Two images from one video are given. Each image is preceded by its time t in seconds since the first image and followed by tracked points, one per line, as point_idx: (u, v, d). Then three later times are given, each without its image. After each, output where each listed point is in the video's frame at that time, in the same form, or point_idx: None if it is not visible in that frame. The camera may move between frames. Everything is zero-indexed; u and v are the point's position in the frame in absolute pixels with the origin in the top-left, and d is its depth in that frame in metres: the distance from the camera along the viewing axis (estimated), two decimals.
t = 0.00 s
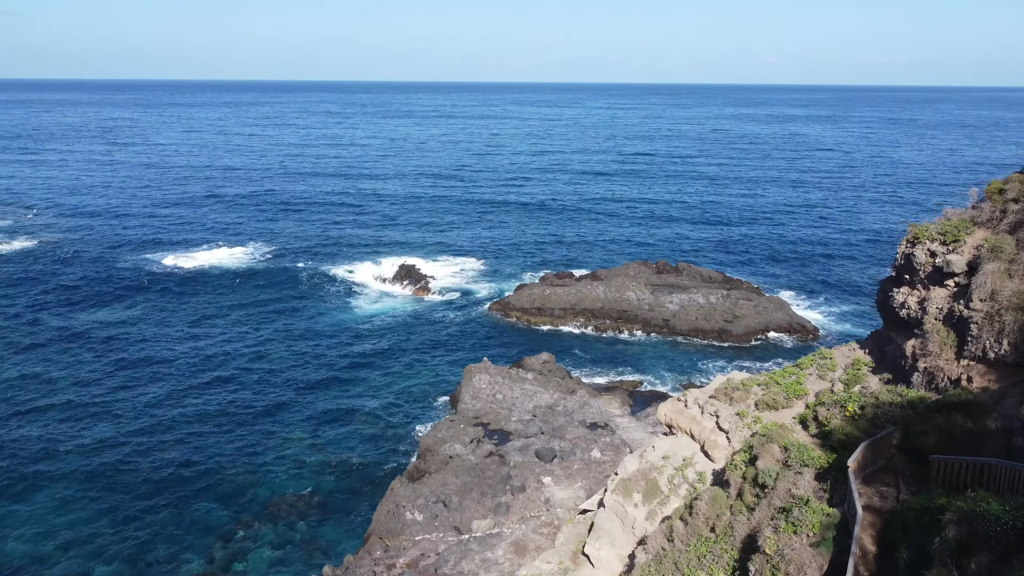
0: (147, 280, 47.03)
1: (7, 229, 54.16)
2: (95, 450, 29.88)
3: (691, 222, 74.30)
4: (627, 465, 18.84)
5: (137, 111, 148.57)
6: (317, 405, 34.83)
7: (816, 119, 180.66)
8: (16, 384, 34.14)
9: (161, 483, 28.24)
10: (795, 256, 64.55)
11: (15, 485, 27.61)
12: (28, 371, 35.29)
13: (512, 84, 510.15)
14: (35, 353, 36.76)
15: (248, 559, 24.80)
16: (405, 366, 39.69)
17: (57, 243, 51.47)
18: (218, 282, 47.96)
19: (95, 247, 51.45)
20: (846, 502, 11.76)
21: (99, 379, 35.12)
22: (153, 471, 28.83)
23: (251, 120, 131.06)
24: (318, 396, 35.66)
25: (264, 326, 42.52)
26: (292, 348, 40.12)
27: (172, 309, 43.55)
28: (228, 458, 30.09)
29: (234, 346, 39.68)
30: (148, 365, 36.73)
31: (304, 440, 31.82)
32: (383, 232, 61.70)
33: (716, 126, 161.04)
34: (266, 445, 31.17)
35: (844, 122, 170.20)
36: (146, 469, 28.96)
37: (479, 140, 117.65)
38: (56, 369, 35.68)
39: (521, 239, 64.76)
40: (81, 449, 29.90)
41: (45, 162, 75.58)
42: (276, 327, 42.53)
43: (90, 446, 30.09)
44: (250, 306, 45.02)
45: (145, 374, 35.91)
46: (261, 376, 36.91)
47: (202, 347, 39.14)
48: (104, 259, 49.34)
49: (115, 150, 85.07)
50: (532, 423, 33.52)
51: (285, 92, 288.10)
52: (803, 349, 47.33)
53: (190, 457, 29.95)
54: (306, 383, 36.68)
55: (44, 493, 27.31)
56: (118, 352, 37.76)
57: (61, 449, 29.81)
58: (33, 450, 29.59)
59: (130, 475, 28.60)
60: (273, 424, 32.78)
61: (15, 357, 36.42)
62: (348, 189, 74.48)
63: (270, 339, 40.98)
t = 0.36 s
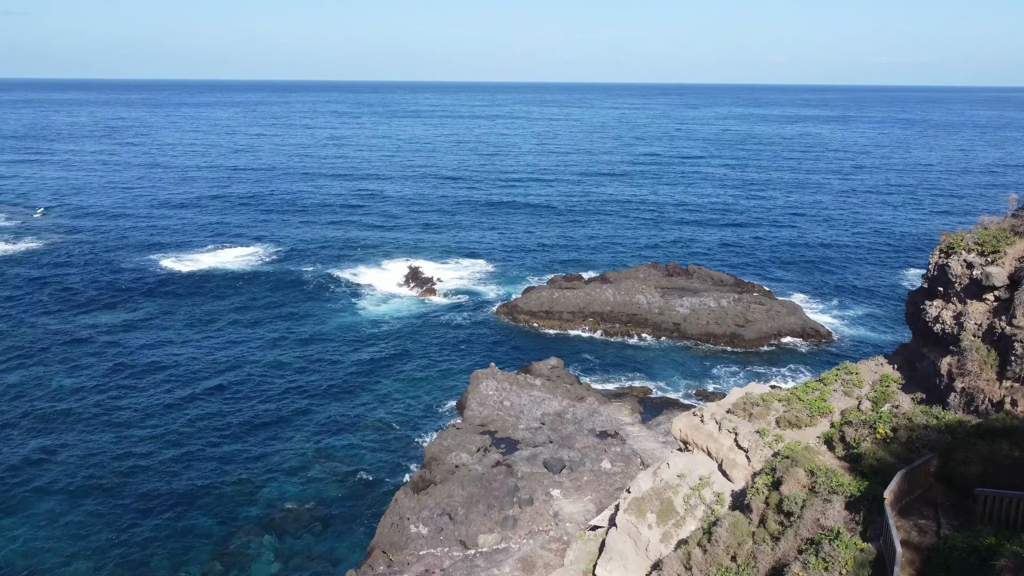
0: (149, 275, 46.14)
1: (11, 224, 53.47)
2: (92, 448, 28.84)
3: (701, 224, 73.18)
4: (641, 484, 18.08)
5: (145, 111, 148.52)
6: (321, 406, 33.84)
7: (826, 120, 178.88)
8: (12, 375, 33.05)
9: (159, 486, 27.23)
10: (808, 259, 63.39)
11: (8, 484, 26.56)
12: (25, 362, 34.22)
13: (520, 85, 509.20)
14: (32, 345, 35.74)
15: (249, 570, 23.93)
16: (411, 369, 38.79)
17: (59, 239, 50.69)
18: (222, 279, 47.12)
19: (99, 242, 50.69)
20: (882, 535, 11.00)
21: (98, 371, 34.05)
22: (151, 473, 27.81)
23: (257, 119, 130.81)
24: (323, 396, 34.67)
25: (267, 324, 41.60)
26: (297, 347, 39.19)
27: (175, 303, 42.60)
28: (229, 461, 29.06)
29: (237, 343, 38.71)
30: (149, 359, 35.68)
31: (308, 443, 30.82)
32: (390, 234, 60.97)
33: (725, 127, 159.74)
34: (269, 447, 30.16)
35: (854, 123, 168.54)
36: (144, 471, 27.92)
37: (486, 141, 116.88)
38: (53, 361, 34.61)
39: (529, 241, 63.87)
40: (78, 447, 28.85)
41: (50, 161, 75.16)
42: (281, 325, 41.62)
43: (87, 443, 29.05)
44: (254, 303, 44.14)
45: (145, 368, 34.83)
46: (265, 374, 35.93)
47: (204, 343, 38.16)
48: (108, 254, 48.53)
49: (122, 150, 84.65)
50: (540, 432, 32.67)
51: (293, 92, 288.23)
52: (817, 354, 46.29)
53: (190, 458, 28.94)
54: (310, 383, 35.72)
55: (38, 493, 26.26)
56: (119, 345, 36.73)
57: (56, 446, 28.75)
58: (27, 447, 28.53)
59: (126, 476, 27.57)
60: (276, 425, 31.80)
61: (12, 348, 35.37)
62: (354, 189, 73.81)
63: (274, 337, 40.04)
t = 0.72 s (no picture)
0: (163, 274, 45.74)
1: (27, 223, 53.45)
2: (99, 451, 28.13)
3: (721, 227, 71.80)
4: (664, 505, 17.30)
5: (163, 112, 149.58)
6: (333, 409, 33.03)
7: (846, 121, 176.09)
8: (22, 379, 32.64)
9: (165, 488, 26.38)
10: (831, 263, 61.85)
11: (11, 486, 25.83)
12: (36, 366, 33.81)
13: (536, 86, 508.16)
14: (44, 348, 35.35)
15: None
16: (425, 373, 37.99)
17: (75, 238, 50.55)
18: (235, 280, 46.67)
19: (114, 242, 50.49)
20: None
21: (108, 375, 33.51)
22: (158, 475, 27.03)
23: (274, 120, 131.28)
24: (336, 399, 33.90)
25: (280, 325, 41.05)
26: (310, 349, 38.54)
27: (187, 304, 42.16)
28: (238, 463, 28.23)
29: (249, 344, 38.08)
30: (160, 361, 35.13)
31: (319, 447, 29.97)
32: (404, 235, 60.43)
33: (743, 128, 158.01)
34: (279, 450, 29.31)
35: (874, 125, 165.82)
36: (151, 473, 27.09)
37: (501, 141, 116.25)
38: (64, 365, 34.20)
39: (545, 243, 62.94)
40: (85, 449, 28.17)
41: (68, 162, 75.47)
42: (294, 327, 41.00)
43: (94, 445, 28.39)
44: (267, 304, 43.59)
45: (156, 370, 34.27)
46: (277, 376, 35.23)
47: (216, 345, 37.56)
48: (122, 254, 48.28)
49: (139, 151, 84.86)
50: (557, 441, 31.82)
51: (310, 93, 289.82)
52: (841, 362, 44.97)
53: (199, 460, 28.09)
54: (323, 386, 34.97)
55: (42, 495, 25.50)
56: (130, 347, 36.26)
57: (62, 450, 28.11)
58: (33, 450, 27.87)
59: (133, 478, 26.75)
60: (287, 427, 30.95)
61: (23, 351, 34.98)
62: (369, 190, 73.47)
63: (287, 339, 39.41)
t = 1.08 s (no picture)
0: (187, 272, 45.57)
1: (56, 222, 53.83)
2: (117, 454, 27.61)
3: (750, 230, 70.11)
4: (698, 530, 16.37)
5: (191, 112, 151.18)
6: (353, 415, 32.42)
7: (878, 121, 171.95)
8: (44, 376, 32.29)
9: (183, 497, 25.77)
10: (865, 267, 59.95)
11: (28, 489, 25.31)
12: (58, 363, 33.46)
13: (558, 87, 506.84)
14: (69, 344, 35.35)
15: None
16: (447, 379, 37.28)
17: (100, 237, 50.62)
18: (259, 278, 46.45)
19: (141, 241, 50.66)
20: None
21: (130, 375, 33.11)
22: (179, 477, 26.73)
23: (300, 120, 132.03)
24: (356, 405, 33.30)
25: (302, 326, 40.61)
26: (331, 352, 38.02)
27: (210, 303, 41.83)
28: (257, 472, 27.64)
29: (270, 346, 37.63)
30: (181, 362, 34.71)
31: (339, 456, 29.33)
32: (427, 237, 59.91)
33: (771, 128, 155.34)
34: (301, 457, 28.92)
35: (908, 125, 161.72)
36: (168, 480, 26.53)
37: (526, 142, 115.45)
38: (89, 362, 34.08)
39: (570, 245, 61.97)
40: (103, 451, 27.65)
41: (97, 162, 76.18)
42: (315, 328, 40.55)
43: (116, 443, 28.19)
44: (289, 304, 43.20)
45: (177, 371, 33.82)
46: (298, 379, 34.72)
47: (237, 346, 37.15)
48: (149, 253, 48.40)
49: (167, 151, 85.59)
50: (582, 451, 30.97)
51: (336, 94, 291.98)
52: (877, 371, 43.37)
53: (217, 468, 27.52)
54: (344, 391, 34.39)
55: (59, 499, 24.97)
56: (152, 347, 35.89)
57: (81, 450, 27.59)
58: (51, 450, 27.41)
59: (150, 484, 26.18)
60: (307, 433, 30.43)
61: (46, 347, 34.69)
62: (393, 191, 73.18)
63: (309, 341, 38.93)
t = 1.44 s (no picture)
0: (216, 272, 45.51)
1: (89, 221, 54.39)
2: (140, 457, 27.31)
3: (784, 232, 68.23)
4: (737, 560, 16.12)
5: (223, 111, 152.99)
6: (377, 422, 31.86)
7: (916, 122, 167.23)
8: (72, 373, 32.14)
9: (204, 504, 25.32)
10: (905, 272, 57.83)
11: (50, 491, 25.04)
12: (85, 361, 33.33)
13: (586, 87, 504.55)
14: (98, 340, 35.40)
15: None
16: (473, 385, 36.56)
17: (132, 236, 50.92)
18: (285, 279, 46.22)
19: (170, 240, 50.96)
20: None
21: (156, 375, 32.90)
22: (201, 480, 26.43)
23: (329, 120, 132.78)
24: (380, 411, 32.74)
25: (327, 328, 40.24)
26: (356, 355, 37.57)
27: (237, 302, 41.63)
28: (279, 480, 27.15)
29: (296, 349, 37.28)
30: (206, 364, 34.46)
31: (362, 465, 28.74)
32: (454, 238, 59.38)
33: (804, 128, 152.05)
34: (323, 462, 28.46)
35: (948, 125, 156.91)
36: (191, 485, 26.15)
37: (554, 143, 114.45)
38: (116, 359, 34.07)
39: (598, 248, 60.88)
40: (126, 454, 27.37)
41: (130, 163, 77.12)
42: (341, 330, 40.16)
43: (140, 444, 28.02)
44: (315, 305, 42.87)
45: (203, 374, 33.56)
46: (322, 384, 34.28)
47: (263, 348, 36.85)
48: (178, 252, 48.63)
49: (199, 151, 86.52)
50: (611, 462, 30.04)
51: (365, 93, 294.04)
52: (918, 381, 41.60)
53: (239, 474, 27.08)
54: (368, 396, 33.87)
55: (81, 502, 24.67)
56: (179, 347, 35.69)
57: (105, 452, 27.33)
58: (76, 451, 27.17)
59: (172, 490, 25.80)
60: (331, 438, 29.98)
61: (75, 344, 34.57)
62: (420, 192, 72.87)
63: (334, 343, 38.52)
